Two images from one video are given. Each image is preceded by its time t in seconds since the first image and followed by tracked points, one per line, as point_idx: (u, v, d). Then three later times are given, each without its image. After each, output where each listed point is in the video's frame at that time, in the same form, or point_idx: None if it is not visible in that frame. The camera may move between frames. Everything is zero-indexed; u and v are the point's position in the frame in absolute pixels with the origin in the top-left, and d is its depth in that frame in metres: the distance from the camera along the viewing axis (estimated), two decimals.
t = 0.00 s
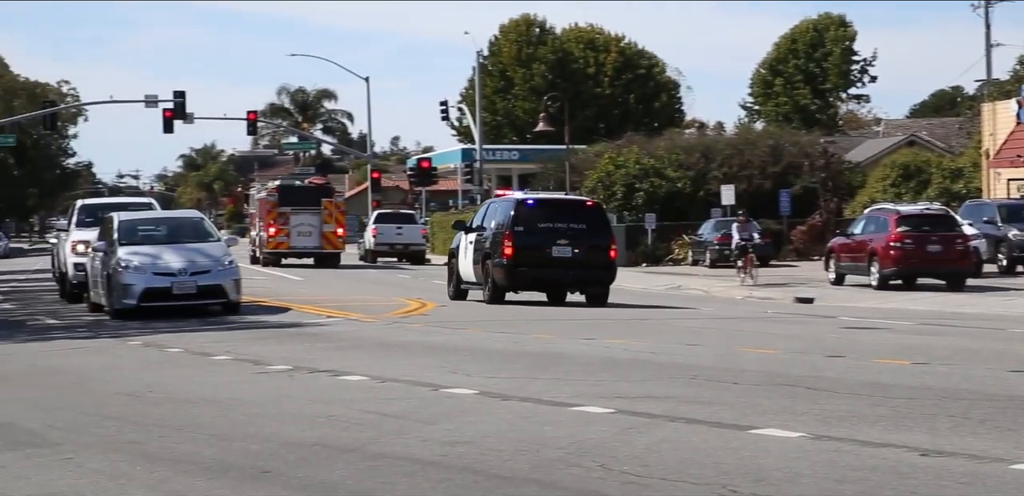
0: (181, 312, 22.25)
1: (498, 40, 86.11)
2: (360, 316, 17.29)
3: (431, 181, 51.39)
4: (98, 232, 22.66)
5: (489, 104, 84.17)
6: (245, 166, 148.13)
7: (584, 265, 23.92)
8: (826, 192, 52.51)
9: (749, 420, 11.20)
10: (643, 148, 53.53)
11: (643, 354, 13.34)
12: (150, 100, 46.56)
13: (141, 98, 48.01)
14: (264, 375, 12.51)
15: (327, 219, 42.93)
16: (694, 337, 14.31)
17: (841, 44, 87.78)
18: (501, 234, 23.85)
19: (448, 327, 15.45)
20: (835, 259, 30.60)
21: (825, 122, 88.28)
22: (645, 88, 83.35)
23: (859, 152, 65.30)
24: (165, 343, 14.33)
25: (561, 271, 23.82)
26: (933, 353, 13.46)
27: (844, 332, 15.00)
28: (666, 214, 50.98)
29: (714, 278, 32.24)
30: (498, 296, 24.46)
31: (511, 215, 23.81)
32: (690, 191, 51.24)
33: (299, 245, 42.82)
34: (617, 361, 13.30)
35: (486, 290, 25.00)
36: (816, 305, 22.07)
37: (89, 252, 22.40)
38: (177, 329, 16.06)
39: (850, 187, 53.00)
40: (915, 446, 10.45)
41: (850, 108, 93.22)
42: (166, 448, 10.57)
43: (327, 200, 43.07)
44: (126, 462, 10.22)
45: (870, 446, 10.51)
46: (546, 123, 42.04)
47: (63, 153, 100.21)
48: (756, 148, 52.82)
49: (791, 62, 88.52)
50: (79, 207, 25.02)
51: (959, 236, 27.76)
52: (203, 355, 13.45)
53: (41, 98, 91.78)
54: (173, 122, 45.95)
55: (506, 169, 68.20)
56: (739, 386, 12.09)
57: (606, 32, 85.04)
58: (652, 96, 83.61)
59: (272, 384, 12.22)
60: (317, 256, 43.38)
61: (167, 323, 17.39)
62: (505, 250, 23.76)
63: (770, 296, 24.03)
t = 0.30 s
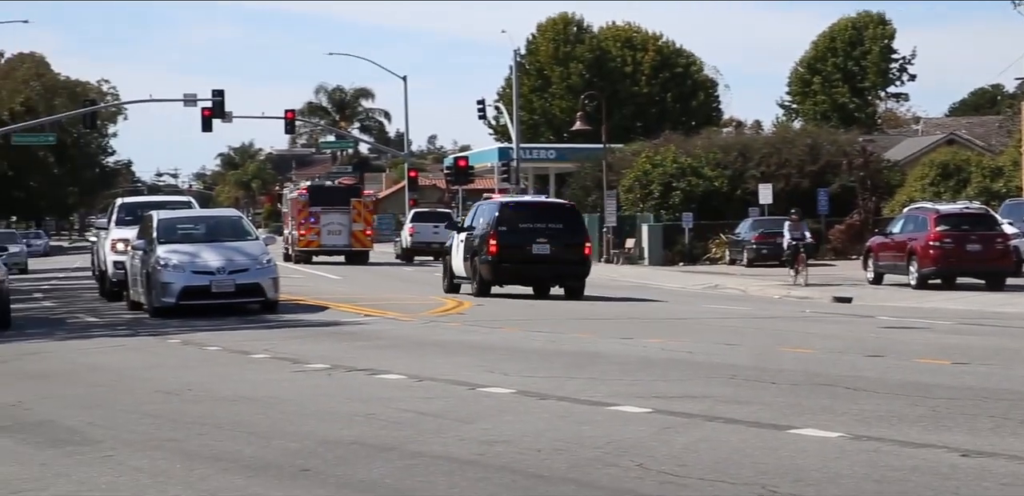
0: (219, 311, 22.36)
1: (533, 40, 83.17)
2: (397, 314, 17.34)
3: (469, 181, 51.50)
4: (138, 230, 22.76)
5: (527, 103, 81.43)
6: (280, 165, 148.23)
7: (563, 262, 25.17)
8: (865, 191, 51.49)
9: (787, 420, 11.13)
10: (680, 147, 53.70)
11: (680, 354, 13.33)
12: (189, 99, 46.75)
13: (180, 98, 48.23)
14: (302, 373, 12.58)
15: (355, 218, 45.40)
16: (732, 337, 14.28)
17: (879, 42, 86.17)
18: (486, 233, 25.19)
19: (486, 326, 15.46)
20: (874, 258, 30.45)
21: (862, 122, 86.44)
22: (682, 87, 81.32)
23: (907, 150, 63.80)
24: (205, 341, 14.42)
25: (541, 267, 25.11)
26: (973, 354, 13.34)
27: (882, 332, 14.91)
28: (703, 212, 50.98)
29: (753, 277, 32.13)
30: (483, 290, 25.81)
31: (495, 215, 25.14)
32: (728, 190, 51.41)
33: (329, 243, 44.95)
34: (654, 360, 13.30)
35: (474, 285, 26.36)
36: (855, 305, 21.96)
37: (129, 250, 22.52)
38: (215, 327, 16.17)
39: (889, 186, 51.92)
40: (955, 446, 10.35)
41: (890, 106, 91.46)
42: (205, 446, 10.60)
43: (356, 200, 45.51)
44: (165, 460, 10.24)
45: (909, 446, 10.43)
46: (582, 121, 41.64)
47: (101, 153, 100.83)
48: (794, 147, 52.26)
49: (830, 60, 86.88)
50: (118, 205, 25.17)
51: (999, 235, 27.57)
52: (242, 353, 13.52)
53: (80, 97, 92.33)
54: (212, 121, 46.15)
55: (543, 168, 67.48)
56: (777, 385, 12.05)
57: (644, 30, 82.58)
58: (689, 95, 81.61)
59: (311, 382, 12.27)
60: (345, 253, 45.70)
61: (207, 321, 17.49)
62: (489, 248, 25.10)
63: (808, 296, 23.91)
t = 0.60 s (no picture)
0: (262, 312, 22.46)
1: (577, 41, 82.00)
2: (439, 317, 17.38)
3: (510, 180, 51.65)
4: (183, 233, 22.88)
5: (569, 105, 80.47)
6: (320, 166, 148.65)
7: (556, 261, 26.84)
8: (910, 194, 50.06)
9: (833, 423, 11.05)
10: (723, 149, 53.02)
11: (724, 357, 13.31)
12: (233, 101, 47.03)
13: (223, 100, 48.54)
14: (346, 376, 12.62)
15: (391, 220, 47.62)
16: (774, 341, 14.24)
17: (924, 44, 82.51)
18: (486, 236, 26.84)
19: (528, 329, 15.46)
20: (919, 261, 30.29)
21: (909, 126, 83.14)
22: (725, 89, 79.24)
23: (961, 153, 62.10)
24: (251, 344, 14.50)
25: (536, 267, 26.76)
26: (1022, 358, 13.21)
27: (926, 336, 14.80)
28: (746, 215, 49.66)
29: (795, 280, 31.92)
30: (485, 289, 27.48)
31: (494, 220, 26.77)
32: (770, 193, 50.16)
33: (366, 244, 47.35)
34: (697, 363, 13.30)
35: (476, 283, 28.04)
36: (900, 308, 21.79)
37: (173, 252, 22.64)
38: (260, 329, 16.26)
39: (934, 189, 50.52)
40: (1003, 451, 10.23)
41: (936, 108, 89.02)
42: (250, 447, 10.59)
43: (390, 203, 47.90)
44: (211, 461, 10.24)
45: (956, 451, 10.31)
46: (624, 124, 41.33)
47: (147, 155, 101.02)
48: (837, 149, 51.60)
49: (874, 62, 83.70)
50: (163, 207, 25.33)
51: None
52: (287, 356, 13.59)
53: (128, 100, 92.95)
54: (255, 123, 46.32)
55: (585, 170, 67.08)
56: (822, 389, 12.01)
57: (687, 32, 80.64)
58: (731, 97, 79.57)
59: (354, 385, 12.30)
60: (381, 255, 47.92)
61: (253, 323, 17.58)
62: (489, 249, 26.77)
63: (852, 299, 23.75)
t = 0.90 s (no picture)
0: (289, 317, 22.55)
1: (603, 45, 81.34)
2: (467, 321, 17.39)
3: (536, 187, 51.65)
4: (211, 238, 22.97)
5: (596, 110, 79.89)
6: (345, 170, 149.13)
7: (544, 263, 29.18)
8: (938, 198, 46.80)
9: (862, 428, 10.95)
10: (750, 154, 52.77)
11: (752, 361, 13.29)
12: (261, 106, 47.21)
13: (252, 106, 48.74)
14: (372, 380, 12.64)
15: (412, 224, 47.90)
16: (803, 346, 14.20)
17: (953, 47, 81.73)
18: (480, 240, 29.19)
19: (555, 334, 15.46)
20: (947, 266, 30.13)
21: (938, 130, 82.31)
22: (753, 94, 78.27)
23: (994, 158, 61.59)
24: (279, 348, 14.55)
25: (526, 269, 29.13)
26: None
27: (956, 341, 14.70)
28: (774, 220, 49.21)
29: (822, 285, 31.85)
30: (478, 288, 29.90)
31: (486, 225, 29.10)
32: (798, 197, 49.54)
33: (387, 248, 47.78)
34: (725, 368, 13.28)
35: (471, 284, 30.44)
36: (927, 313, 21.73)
37: (201, 257, 22.72)
38: (288, 334, 16.31)
39: (963, 193, 50.06)
40: None
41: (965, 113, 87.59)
42: (277, 451, 10.57)
43: (412, 208, 48.00)
44: (239, 465, 10.20)
45: (988, 456, 10.19)
46: (651, 129, 41.23)
47: (175, 161, 101.34)
48: (865, 154, 50.37)
49: (902, 67, 82.82)
50: (192, 212, 25.44)
51: None
52: (314, 360, 13.62)
53: (156, 106, 93.20)
54: (283, 129, 46.42)
55: (612, 175, 67.06)
56: (850, 394, 11.96)
57: (715, 37, 79.82)
58: (759, 102, 78.62)
59: (381, 389, 12.32)
60: (404, 259, 48.27)
61: (281, 328, 17.64)
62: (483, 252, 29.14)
63: (879, 304, 23.69)
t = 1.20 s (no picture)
0: (308, 322, 22.62)
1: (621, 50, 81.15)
2: (485, 327, 17.43)
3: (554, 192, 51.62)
4: (228, 244, 23.03)
5: (614, 115, 79.59)
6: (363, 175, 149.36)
7: (531, 265, 31.60)
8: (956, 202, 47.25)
9: (882, 433, 10.89)
10: (769, 158, 52.66)
11: (771, 366, 13.29)
12: (279, 112, 47.30)
13: (269, 111, 48.86)
14: (391, 385, 12.65)
15: (424, 230, 47.98)
16: (822, 351, 14.19)
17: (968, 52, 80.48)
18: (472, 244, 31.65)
19: (573, 340, 15.47)
20: (967, 269, 30.05)
21: (957, 135, 81.52)
22: (770, 98, 78.06)
23: (1015, 161, 61.24)
24: (298, 354, 14.59)
25: (514, 270, 31.57)
26: None
27: (975, 346, 14.66)
28: (792, 224, 48.60)
29: (841, 289, 31.77)
30: (470, 290, 32.36)
31: (477, 230, 31.59)
32: (817, 201, 49.24)
33: (400, 254, 48.06)
34: (744, 373, 13.28)
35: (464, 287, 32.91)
36: (947, 317, 21.70)
37: (220, 262, 22.76)
38: (307, 340, 16.35)
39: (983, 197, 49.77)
40: None
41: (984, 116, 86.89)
42: (297, 457, 10.54)
43: (424, 213, 47.96)
44: (259, 470, 10.16)
45: (1009, 461, 10.11)
46: (669, 134, 41.13)
47: (193, 166, 101.57)
48: (884, 159, 50.03)
49: (919, 70, 82.07)
50: (210, 218, 25.50)
51: None
52: (334, 366, 13.66)
53: (174, 112, 93.28)
54: (301, 134, 46.45)
55: (629, 180, 67.01)
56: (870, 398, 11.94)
57: (732, 41, 79.46)
58: (776, 106, 78.33)
59: (399, 394, 12.33)
60: (416, 263, 48.74)
61: (299, 333, 17.68)
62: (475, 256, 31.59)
63: (899, 309, 23.64)
